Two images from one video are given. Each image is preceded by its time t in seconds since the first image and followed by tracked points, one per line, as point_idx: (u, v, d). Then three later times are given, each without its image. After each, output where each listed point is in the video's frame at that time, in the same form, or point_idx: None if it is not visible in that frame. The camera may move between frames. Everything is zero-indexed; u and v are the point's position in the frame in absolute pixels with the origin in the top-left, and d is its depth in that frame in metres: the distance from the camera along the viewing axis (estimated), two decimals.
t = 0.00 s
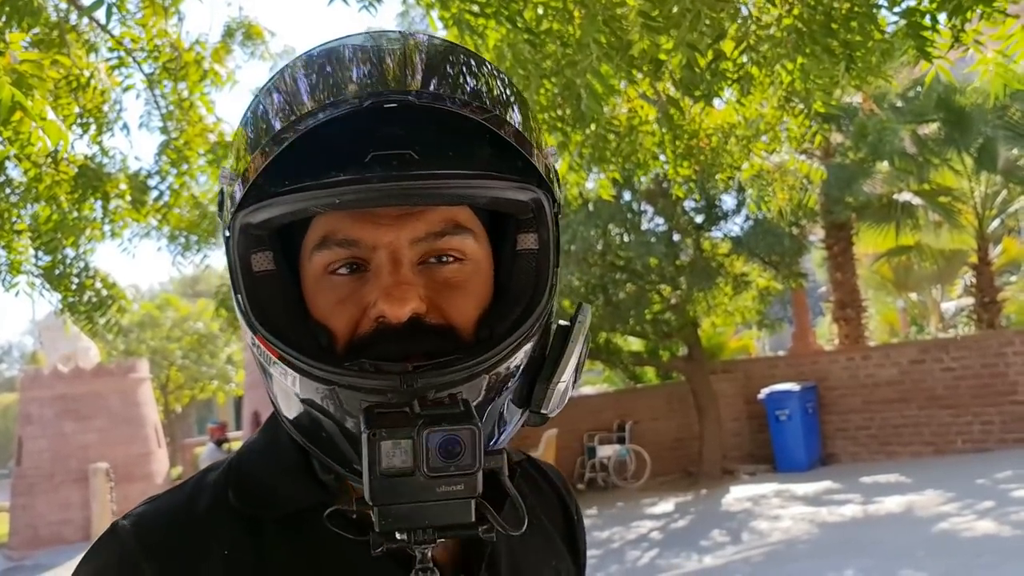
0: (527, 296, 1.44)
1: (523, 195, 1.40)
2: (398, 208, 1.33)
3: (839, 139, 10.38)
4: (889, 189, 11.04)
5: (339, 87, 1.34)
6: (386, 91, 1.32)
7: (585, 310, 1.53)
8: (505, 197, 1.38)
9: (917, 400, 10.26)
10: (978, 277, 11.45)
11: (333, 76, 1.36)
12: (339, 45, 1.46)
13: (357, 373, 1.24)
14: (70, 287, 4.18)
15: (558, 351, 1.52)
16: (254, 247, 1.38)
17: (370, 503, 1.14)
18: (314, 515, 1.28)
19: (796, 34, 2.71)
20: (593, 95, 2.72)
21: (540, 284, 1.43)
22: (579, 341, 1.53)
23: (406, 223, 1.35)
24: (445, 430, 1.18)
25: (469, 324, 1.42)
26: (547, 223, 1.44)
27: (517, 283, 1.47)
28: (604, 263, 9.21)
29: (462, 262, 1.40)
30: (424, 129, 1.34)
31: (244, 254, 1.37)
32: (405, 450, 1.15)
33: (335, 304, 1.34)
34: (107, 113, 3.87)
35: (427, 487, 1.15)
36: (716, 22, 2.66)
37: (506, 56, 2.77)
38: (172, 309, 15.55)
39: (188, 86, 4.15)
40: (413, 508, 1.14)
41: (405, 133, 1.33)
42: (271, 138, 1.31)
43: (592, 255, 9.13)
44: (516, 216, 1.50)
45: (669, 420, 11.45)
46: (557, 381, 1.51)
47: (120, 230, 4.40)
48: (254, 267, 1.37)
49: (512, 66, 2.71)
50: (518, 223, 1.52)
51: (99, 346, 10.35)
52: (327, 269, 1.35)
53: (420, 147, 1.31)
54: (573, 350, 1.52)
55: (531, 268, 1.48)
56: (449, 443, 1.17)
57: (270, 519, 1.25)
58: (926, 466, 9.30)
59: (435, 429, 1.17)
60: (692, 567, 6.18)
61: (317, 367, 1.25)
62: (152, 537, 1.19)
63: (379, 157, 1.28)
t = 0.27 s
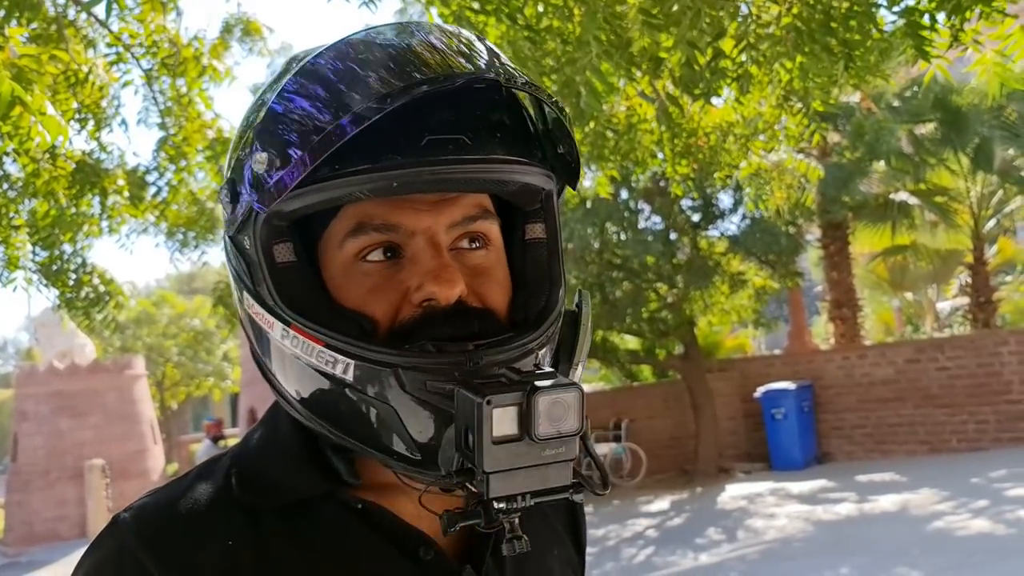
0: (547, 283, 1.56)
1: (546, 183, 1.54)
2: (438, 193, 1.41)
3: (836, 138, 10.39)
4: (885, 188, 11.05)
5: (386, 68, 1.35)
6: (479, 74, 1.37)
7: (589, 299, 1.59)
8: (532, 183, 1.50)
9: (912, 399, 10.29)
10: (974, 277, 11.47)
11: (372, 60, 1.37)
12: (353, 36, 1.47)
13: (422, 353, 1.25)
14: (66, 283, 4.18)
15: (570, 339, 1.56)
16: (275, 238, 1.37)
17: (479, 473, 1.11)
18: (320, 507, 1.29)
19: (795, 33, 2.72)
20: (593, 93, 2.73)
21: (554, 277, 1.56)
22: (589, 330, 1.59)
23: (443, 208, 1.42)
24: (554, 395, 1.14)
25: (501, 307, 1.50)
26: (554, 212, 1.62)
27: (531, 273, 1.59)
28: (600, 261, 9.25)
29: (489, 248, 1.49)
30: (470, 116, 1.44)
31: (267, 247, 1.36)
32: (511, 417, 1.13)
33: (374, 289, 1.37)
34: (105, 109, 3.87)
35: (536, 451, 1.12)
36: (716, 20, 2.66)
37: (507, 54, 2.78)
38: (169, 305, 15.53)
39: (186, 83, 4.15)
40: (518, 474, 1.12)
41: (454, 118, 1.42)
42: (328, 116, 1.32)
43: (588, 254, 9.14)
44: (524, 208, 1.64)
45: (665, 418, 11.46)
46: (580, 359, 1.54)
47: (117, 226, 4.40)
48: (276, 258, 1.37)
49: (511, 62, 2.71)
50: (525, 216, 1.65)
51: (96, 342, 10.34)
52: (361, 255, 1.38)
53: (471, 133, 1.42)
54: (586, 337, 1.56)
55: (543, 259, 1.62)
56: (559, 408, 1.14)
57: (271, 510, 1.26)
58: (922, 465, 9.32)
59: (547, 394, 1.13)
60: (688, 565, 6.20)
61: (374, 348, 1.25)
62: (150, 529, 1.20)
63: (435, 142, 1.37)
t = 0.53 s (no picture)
0: (542, 275, 1.57)
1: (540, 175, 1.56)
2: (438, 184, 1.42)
3: (830, 138, 10.42)
4: (879, 188, 11.09)
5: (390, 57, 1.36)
6: (491, 62, 1.39)
7: (580, 291, 1.60)
8: (529, 173, 1.53)
9: (905, 398, 10.33)
10: (967, 276, 11.51)
11: (372, 52, 1.38)
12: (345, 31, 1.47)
13: (434, 339, 1.25)
14: (62, 279, 4.17)
15: (566, 328, 1.58)
16: (276, 231, 1.37)
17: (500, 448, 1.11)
18: (317, 503, 1.30)
19: (792, 32, 2.73)
20: (589, 91, 2.74)
21: (547, 269, 1.59)
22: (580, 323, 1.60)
23: (445, 199, 1.42)
24: (570, 369, 1.15)
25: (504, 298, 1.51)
26: (547, 205, 1.64)
27: (528, 264, 1.60)
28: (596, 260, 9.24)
29: (487, 240, 1.50)
30: (473, 106, 1.46)
31: (268, 240, 1.36)
32: (528, 393, 1.14)
33: (378, 279, 1.36)
34: (101, 106, 3.87)
35: (552, 427, 1.13)
36: (712, 20, 2.68)
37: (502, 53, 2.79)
38: (164, 302, 15.51)
39: (183, 79, 4.15)
40: (536, 450, 1.12)
41: (459, 108, 1.44)
42: (335, 105, 1.32)
43: (584, 252, 9.16)
44: (516, 202, 1.65)
45: (660, 416, 11.49)
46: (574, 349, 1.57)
47: (113, 222, 4.40)
48: (278, 250, 1.36)
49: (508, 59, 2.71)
50: (516, 210, 1.66)
51: (91, 339, 10.33)
52: (363, 245, 1.38)
53: (474, 121, 1.44)
54: (579, 327, 1.59)
55: (537, 249, 1.63)
56: (574, 383, 1.16)
57: (267, 505, 1.26)
58: (915, 463, 9.36)
59: (563, 367, 1.15)
60: (681, 562, 6.22)
61: (384, 335, 1.25)
62: (145, 522, 1.19)
63: (442, 131, 1.39)
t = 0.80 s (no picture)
0: (542, 277, 1.55)
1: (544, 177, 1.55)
2: (437, 183, 1.41)
3: (827, 137, 10.44)
4: (876, 188, 11.11)
5: (384, 56, 1.37)
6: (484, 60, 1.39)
7: (585, 294, 1.57)
8: (532, 176, 1.51)
9: (901, 397, 10.34)
10: (963, 276, 11.53)
11: (368, 51, 1.38)
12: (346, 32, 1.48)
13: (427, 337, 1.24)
14: (57, 277, 4.16)
15: (567, 330, 1.54)
16: (276, 226, 1.37)
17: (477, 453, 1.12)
18: (315, 500, 1.29)
19: (787, 32, 2.74)
20: (584, 90, 2.74)
21: (550, 268, 1.56)
22: (583, 329, 1.56)
23: (443, 198, 1.42)
24: (551, 374, 1.15)
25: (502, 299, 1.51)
26: (551, 209, 1.62)
27: (529, 265, 1.59)
28: (593, 259, 9.25)
29: (486, 241, 1.50)
30: (473, 106, 1.45)
31: (267, 236, 1.36)
32: (507, 398, 1.13)
33: (374, 277, 1.37)
34: (97, 103, 3.86)
35: (530, 433, 1.13)
36: (708, 20, 2.69)
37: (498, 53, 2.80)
38: (159, 300, 15.48)
39: (179, 77, 4.14)
40: (513, 455, 1.12)
41: (457, 109, 1.43)
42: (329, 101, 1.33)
43: (581, 250, 9.17)
44: (522, 204, 1.64)
45: (656, 415, 11.50)
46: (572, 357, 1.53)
47: (109, 220, 4.40)
48: (277, 246, 1.37)
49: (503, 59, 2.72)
50: (522, 212, 1.65)
51: (87, 337, 10.31)
52: (360, 243, 1.38)
53: (472, 123, 1.43)
54: (581, 331, 1.55)
55: (539, 253, 1.61)
56: (556, 389, 1.15)
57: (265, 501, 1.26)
58: (910, 462, 9.38)
59: (544, 374, 1.14)
60: (677, 561, 6.22)
61: (375, 333, 1.26)
62: (141, 513, 1.20)
63: (438, 130, 1.38)
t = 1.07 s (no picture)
0: (549, 285, 1.51)
1: (554, 187, 1.51)
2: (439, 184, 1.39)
3: (825, 137, 10.46)
4: (874, 187, 11.11)
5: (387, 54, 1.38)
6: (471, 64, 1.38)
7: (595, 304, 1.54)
8: (539, 184, 1.49)
9: (899, 397, 10.36)
10: (960, 276, 11.54)
11: (374, 49, 1.39)
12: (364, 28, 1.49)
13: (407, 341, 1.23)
14: (55, 275, 4.16)
15: (571, 343, 1.52)
16: (283, 221, 1.38)
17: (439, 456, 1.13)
18: (317, 499, 1.29)
19: (785, 33, 2.74)
20: (582, 90, 2.74)
21: (556, 281, 1.51)
22: (591, 337, 1.53)
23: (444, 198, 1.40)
24: (519, 384, 1.16)
25: (502, 304, 1.48)
26: (565, 213, 1.56)
27: (538, 270, 1.56)
28: (591, 258, 9.24)
29: (491, 246, 1.47)
30: (477, 112, 1.44)
31: (273, 229, 1.37)
32: (474, 405, 1.15)
33: (371, 274, 1.36)
34: (95, 101, 3.86)
35: (496, 440, 1.14)
36: (705, 20, 2.69)
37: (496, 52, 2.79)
38: (157, 299, 15.47)
39: (177, 75, 4.14)
40: (476, 462, 1.13)
41: (458, 114, 1.42)
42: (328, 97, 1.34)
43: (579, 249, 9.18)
44: (536, 212, 1.60)
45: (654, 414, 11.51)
46: (573, 370, 1.50)
47: (107, 218, 4.39)
48: (282, 241, 1.37)
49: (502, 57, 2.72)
50: (536, 220, 1.61)
51: (84, 335, 10.30)
52: (361, 241, 1.38)
53: (474, 127, 1.43)
54: (587, 342, 1.52)
55: (551, 260, 1.57)
56: (523, 398, 1.16)
57: (267, 498, 1.26)
58: (907, 462, 9.39)
59: (510, 381, 1.16)
60: (674, 560, 6.22)
61: (361, 332, 1.25)
62: (149, 506, 1.21)
63: (436, 133, 1.38)
